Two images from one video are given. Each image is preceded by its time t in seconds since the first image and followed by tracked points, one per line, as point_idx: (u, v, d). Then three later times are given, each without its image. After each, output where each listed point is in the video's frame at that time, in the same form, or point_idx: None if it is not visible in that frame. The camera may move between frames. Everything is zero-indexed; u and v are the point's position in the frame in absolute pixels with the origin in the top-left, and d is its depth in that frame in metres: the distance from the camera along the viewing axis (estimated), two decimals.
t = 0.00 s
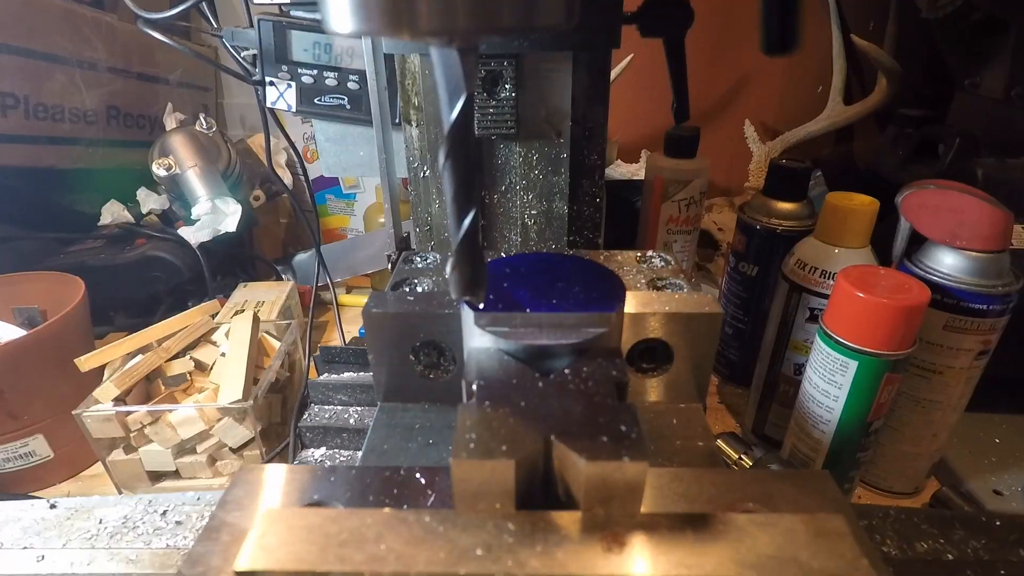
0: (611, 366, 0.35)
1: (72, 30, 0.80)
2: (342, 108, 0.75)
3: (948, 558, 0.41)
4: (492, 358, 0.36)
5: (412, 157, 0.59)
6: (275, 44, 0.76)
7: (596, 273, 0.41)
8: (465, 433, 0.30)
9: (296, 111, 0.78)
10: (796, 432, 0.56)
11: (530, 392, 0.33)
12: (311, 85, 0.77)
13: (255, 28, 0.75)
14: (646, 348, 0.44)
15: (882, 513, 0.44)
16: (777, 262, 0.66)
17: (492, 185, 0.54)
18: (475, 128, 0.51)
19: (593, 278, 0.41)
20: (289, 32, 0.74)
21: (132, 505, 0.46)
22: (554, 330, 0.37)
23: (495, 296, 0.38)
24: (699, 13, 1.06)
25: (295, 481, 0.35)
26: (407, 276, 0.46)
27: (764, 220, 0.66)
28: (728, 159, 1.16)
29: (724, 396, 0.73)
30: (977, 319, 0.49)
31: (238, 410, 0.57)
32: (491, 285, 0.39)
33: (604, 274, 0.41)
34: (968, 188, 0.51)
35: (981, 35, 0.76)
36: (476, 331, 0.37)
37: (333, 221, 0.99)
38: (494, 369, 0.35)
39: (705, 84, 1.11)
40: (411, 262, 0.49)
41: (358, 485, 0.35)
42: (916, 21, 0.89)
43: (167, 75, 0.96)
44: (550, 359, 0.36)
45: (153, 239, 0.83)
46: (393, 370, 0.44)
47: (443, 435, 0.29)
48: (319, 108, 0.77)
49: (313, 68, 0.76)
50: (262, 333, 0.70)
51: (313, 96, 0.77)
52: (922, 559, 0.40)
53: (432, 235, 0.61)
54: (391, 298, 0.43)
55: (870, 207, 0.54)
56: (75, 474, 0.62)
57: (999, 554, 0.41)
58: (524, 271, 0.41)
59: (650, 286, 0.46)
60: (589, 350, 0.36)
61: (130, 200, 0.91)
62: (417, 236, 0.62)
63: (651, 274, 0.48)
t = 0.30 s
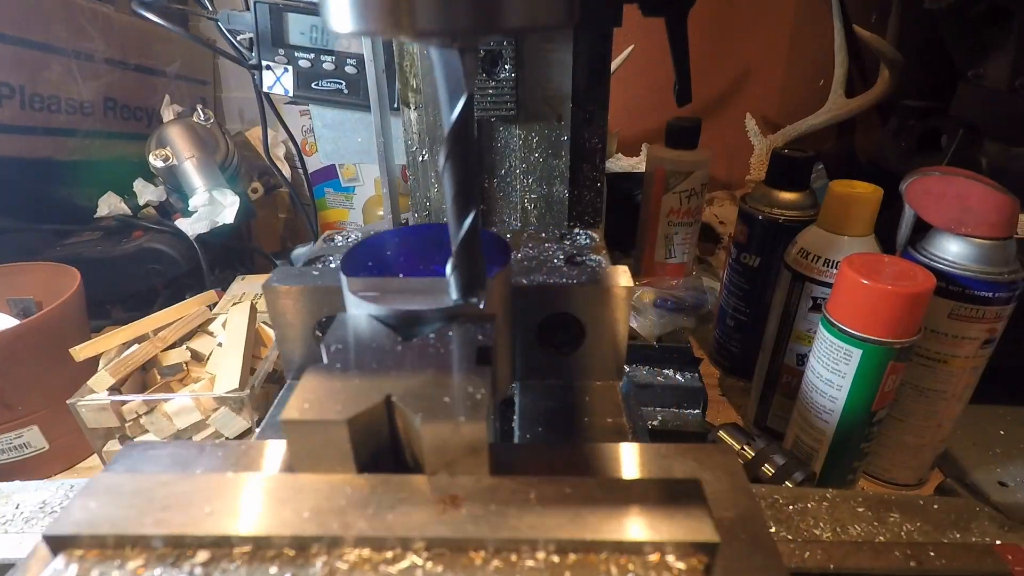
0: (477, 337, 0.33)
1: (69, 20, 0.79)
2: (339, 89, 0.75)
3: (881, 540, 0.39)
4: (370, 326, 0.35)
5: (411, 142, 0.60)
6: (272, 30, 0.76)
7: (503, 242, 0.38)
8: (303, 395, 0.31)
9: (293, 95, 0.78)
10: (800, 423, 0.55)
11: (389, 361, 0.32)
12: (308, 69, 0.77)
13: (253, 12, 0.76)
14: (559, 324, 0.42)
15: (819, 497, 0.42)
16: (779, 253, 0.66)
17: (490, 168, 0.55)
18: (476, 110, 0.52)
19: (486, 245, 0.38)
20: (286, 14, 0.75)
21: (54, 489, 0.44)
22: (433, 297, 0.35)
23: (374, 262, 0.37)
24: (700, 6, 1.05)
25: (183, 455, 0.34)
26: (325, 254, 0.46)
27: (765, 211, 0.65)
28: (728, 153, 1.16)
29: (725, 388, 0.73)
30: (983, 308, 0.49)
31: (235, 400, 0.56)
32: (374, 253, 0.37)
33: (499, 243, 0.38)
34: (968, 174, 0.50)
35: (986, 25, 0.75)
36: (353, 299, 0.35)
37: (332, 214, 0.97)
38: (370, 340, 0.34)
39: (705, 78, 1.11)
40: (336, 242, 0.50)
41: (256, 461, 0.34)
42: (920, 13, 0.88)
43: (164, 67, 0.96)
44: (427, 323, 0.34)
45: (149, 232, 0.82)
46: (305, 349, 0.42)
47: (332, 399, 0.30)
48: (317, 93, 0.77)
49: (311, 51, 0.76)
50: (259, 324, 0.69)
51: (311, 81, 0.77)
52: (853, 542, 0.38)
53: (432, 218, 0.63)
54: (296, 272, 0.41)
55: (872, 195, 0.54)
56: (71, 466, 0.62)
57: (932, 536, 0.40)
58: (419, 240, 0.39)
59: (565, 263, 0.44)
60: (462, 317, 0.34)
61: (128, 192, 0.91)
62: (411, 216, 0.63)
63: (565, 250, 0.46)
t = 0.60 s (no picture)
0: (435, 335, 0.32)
1: (69, 21, 0.79)
2: (340, 89, 0.75)
3: (857, 541, 0.39)
4: (326, 325, 0.34)
5: (411, 142, 0.60)
6: (272, 31, 0.76)
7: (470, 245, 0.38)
8: (262, 391, 0.29)
9: (294, 96, 0.78)
10: (799, 423, 0.55)
11: (342, 359, 0.31)
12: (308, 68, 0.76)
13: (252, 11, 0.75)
14: (532, 324, 0.41)
15: (796, 497, 0.42)
16: (779, 254, 0.66)
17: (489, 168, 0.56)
18: (476, 110, 0.53)
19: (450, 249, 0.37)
20: (286, 14, 0.74)
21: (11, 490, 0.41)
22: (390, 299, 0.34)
23: (337, 262, 0.36)
24: (702, 5, 1.05)
25: (148, 456, 0.34)
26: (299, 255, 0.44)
27: (766, 211, 0.65)
28: (729, 153, 1.16)
29: (725, 388, 0.73)
30: (983, 307, 0.49)
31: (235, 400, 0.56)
32: (338, 254, 0.37)
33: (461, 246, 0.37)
34: (968, 173, 0.50)
35: (987, 25, 0.76)
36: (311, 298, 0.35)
37: (332, 214, 0.97)
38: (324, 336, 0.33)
39: (706, 77, 1.11)
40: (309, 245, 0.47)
41: (212, 460, 0.33)
42: (921, 13, 0.88)
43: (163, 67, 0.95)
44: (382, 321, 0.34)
45: (149, 231, 0.81)
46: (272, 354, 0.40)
47: (311, 391, 0.29)
48: (317, 93, 0.77)
49: (311, 50, 0.75)
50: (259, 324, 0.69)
51: (311, 81, 0.77)
52: (829, 543, 0.39)
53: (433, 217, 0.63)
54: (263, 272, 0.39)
55: (873, 195, 0.53)
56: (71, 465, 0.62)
57: (908, 536, 0.40)
58: (382, 242, 0.38)
59: (538, 263, 0.43)
60: (421, 317, 0.34)
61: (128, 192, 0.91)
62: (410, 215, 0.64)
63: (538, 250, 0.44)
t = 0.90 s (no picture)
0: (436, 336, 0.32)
1: (69, 20, 0.79)
2: (340, 89, 0.75)
3: (857, 541, 0.39)
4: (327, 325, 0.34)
5: (411, 142, 0.60)
6: (272, 31, 0.76)
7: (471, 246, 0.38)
8: (268, 390, 0.29)
9: (293, 96, 0.78)
10: (799, 424, 0.55)
11: (345, 358, 0.31)
12: (308, 69, 0.76)
13: (253, 12, 0.76)
14: (530, 324, 0.41)
15: (797, 497, 0.42)
16: (779, 254, 0.66)
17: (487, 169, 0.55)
18: (477, 109, 0.53)
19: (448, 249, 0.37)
20: (286, 14, 0.74)
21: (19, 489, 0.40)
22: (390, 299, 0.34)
23: (337, 262, 0.36)
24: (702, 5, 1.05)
25: (147, 457, 0.34)
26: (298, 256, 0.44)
27: (766, 211, 0.65)
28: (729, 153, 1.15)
29: (725, 388, 0.73)
30: (983, 307, 0.49)
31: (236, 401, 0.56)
32: (337, 254, 0.37)
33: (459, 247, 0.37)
34: (975, 173, 0.49)
35: (988, 25, 0.76)
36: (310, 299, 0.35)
37: (332, 214, 0.97)
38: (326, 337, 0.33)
39: (706, 77, 1.11)
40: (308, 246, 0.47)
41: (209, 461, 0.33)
42: (920, 13, 0.88)
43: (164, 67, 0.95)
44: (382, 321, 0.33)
45: (149, 231, 0.81)
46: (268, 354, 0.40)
47: (318, 390, 0.29)
48: (317, 93, 0.76)
49: (311, 51, 0.76)
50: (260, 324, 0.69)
51: (311, 81, 0.77)
52: (829, 543, 0.38)
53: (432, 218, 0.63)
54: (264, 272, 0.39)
55: (872, 195, 0.53)
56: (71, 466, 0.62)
57: (909, 537, 0.40)
58: (381, 244, 0.38)
59: (538, 263, 0.42)
60: (421, 318, 0.34)
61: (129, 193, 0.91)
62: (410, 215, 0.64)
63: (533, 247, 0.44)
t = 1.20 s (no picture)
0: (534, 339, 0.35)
1: (70, 20, 0.79)
2: (340, 89, 0.75)
3: (918, 542, 0.39)
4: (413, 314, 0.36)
5: (411, 142, 0.60)
6: (273, 31, 0.76)
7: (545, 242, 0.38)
8: (375, 398, 0.31)
9: (293, 96, 0.77)
10: (800, 423, 0.55)
11: (455, 362, 0.33)
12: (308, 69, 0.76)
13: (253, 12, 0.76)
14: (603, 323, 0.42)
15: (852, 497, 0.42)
16: (778, 254, 0.66)
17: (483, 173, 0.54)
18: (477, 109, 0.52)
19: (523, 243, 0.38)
20: (286, 13, 0.75)
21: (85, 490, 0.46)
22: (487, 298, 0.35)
23: (427, 262, 0.37)
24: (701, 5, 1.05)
25: (232, 459, 0.35)
26: (358, 253, 0.47)
27: (766, 211, 0.66)
28: (729, 152, 1.15)
29: (725, 388, 0.73)
30: (982, 306, 0.49)
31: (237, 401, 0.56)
32: (419, 256, 0.38)
33: (536, 243, 0.38)
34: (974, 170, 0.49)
35: (988, 24, 0.76)
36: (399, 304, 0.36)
37: (332, 214, 0.97)
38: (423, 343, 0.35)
39: (706, 76, 1.11)
40: (367, 243, 0.49)
41: (292, 460, 0.34)
42: (920, 12, 0.88)
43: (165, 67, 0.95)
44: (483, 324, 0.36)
45: (150, 231, 0.81)
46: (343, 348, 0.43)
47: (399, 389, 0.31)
48: (317, 93, 0.76)
49: (311, 51, 0.76)
50: (261, 323, 0.68)
51: (311, 81, 0.77)
52: (890, 544, 0.39)
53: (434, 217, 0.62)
54: (331, 273, 0.42)
55: (872, 195, 0.53)
56: (71, 466, 0.62)
57: (968, 538, 0.40)
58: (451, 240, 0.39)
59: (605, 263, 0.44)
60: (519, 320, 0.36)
61: (129, 193, 0.90)
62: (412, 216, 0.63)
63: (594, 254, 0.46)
